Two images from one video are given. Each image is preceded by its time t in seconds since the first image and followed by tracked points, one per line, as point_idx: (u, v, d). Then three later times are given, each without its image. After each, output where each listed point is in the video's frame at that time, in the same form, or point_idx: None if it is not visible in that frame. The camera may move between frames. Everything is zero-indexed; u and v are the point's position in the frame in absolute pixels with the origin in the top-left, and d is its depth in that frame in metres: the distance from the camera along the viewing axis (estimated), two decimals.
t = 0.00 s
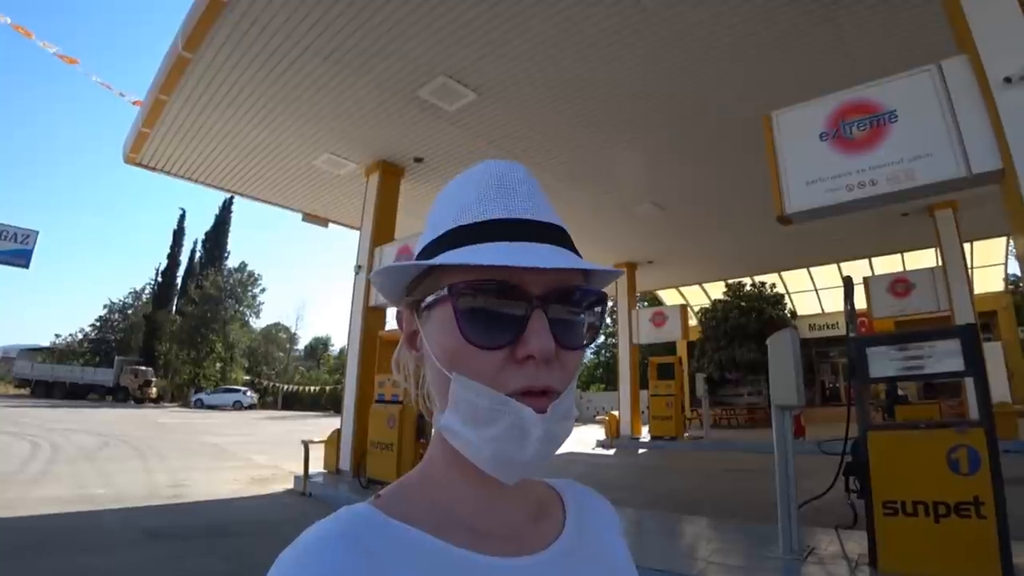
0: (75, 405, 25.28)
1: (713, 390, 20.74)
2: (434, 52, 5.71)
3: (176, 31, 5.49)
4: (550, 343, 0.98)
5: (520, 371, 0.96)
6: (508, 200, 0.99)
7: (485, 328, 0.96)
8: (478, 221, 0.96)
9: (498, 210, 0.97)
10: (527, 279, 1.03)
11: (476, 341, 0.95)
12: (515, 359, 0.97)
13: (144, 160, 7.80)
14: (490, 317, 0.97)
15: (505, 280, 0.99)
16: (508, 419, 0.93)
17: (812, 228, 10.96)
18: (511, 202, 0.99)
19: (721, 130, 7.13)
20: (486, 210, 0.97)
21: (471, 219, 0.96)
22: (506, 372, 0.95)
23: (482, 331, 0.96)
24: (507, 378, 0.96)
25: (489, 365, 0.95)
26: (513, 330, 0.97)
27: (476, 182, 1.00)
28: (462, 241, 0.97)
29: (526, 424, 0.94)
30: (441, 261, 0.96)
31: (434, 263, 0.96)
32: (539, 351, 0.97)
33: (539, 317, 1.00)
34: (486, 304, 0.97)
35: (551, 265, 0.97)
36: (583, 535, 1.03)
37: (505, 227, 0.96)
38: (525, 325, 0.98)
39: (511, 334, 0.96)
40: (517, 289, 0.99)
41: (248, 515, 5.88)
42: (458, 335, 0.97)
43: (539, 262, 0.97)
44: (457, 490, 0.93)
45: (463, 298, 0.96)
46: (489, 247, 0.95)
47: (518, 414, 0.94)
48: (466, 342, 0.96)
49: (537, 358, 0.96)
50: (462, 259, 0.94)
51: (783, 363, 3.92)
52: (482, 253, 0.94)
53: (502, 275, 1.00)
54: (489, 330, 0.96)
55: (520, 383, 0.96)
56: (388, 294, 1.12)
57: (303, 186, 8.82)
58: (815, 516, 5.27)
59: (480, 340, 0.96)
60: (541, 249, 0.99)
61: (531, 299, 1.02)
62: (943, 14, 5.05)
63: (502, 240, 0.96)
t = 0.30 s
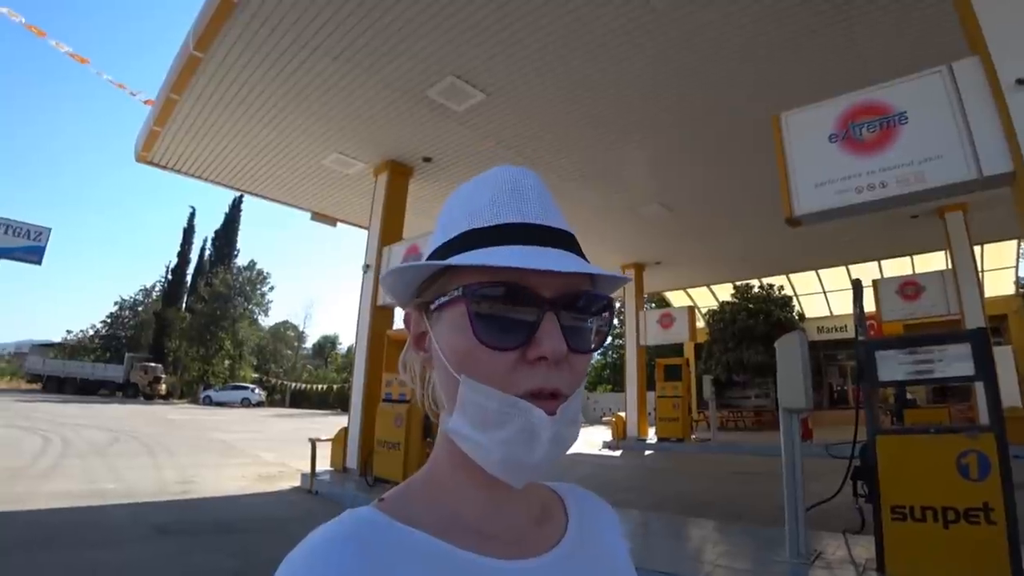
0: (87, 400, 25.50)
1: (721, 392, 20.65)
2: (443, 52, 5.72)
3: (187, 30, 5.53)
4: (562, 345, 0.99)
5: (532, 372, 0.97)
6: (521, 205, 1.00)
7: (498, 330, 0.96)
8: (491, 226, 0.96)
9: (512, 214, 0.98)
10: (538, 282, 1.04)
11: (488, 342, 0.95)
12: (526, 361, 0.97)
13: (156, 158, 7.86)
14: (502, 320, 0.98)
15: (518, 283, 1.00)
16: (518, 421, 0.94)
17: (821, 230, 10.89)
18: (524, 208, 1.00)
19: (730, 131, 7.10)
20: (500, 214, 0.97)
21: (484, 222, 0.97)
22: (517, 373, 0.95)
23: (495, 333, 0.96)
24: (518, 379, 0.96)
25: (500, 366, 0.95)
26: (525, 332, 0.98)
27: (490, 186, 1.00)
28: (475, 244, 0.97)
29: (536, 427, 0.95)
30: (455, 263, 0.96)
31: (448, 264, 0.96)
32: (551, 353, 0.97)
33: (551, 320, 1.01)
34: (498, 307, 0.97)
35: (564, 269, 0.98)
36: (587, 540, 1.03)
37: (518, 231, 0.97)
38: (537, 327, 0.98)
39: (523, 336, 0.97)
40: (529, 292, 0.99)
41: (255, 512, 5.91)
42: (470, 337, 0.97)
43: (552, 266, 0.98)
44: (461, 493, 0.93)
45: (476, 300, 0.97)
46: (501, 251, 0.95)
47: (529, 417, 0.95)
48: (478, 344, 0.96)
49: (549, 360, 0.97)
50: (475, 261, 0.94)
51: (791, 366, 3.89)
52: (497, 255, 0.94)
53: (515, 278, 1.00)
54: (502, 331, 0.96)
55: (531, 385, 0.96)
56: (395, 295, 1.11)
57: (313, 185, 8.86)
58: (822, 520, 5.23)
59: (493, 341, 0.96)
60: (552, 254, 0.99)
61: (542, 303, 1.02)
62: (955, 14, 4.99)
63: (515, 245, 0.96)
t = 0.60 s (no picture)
0: (104, 403, 25.80)
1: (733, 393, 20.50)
2: (452, 55, 5.74)
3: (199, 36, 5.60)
4: (559, 352, 0.99)
5: (529, 378, 0.97)
6: (518, 216, 1.01)
7: (496, 337, 0.97)
8: (489, 235, 0.98)
9: (508, 223, 0.99)
10: (534, 290, 1.05)
11: (486, 349, 0.96)
12: (524, 368, 0.98)
13: (169, 163, 7.95)
14: (501, 327, 0.98)
15: (515, 290, 1.01)
16: (514, 428, 0.95)
17: (833, 229, 10.78)
18: (520, 217, 1.01)
19: (739, 130, 7.05)
20: (497, 223, 0.99)
21: (485, 230, 0.98)
22: (515, 380, 0.96)
23: (493, 340, 0.96)
24: (515, 386, 0.96)
25: (497, 374, 0.96)
26: (522, 338, 0.98)
27: (488, 197, 1.02)
28: (473, 251, 0.98)
29: (533, 433, 0.96)
30: (453, 270, 0.97)
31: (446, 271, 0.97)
32: (549, 359, 0.98)
33: (547, 328, 1.02)
34: (495, 315, 0.98)
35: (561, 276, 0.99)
36: (580, 551, 1.03)
37: (516, 240, 0.98)
38: (534, 334, 0.99)
39: (519, 343, 0.97)
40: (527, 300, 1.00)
41: (269, 513, 5.95)
42: (469, 344, 0.97)
43: (549, 274, 0.99)
44: (455, 502, 0.93)
45: (475, 308, 0.97)
46: (500, 259, 0.96)
47: (525, 424, 0.95)
48: (475, 351, 0.96)
49: (546, 366, 0.98)
50: (474, 268, 0.95)
51: (803, 367, 3.85)
52: (496, 262, 0.95)
53: (512, 285, 1.01)
54: (501, 337, 0.97)
55: (529, 392, 0.97)
56: (390, 305, 1.11)
57: (323, 188, 8.91)
58: (833, 522, 5.19)
59: (492, 348, 0.96)
60: (549, 263, 1.00)
61: (539, 311, 1.03)
62: (966, 9, 4.93)
63: (513, 253, 0.98)
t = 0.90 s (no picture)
0: (123, 402, 26.20)
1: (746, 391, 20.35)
2: (462, 55, 5.74)
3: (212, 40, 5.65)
4: (573, 357, 1.00)
5: (542, 384, 0.98)
6: (529, 221, 1.02)
7: (509, 343, 0.97)
8: (501, 241, 0.98)
9: (520, 228, 0.99)
10: (546, 295, 1.05)
11: (499, 354, 0.96)
12: (537, 373, 0.98)
13: (183, 166, 8.04)
14: (513, 332, 0.99)
15: (527, 296, 1.01)
16: (528, 434, 0.95)
17: (847, 226, 10.65)
18: (531, 223, 1.02)
19: (749, 128, 7.00)
20: (509, 228, 0.99)
21: (497, 236, 0.98)
22: (528, 385, 0.96)
23: (506, 345, 0.97)
24: (529, 391, 0.97)
25: (510, 379, 0.96)
26: (534, 343, 0.99)
27: (499, 203, 1.02)
28: (486, 257, 0.98)
29: (547, 439, 0.96)
30: (466, 275, 0.97)
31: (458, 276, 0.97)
32: (563, 364, 0.98)
33: (560, 333, 1.02)
34: (508, 320, 0.98)
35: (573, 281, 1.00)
36: (589, 557, 1.04)
37: (529, 246, 0.98)
38: (546, 339, 1.00)
39: (532, 348, 0.98)
40: (538, 306, 1.00)
41: (283, 511, 6.01)
42: (481, 349, 0.97)
43: (562, 279, 1.00)
44: (465, 508, 0.94)
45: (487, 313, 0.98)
46: (513, 265, 0.97)
47: (539, 430, 0.96)
48: (488, 356, 0.97)
49: (559, 372, 0.98)
50: (486, 273, 0.96)
51: (816, 365, 3.82)
52: (509, 268, 0.96)
53: (524, 291, 1.02)
54: (513, 343, 0.97)
55: (542, 397, 0.97)
56: (399, 310, 1.12)
57: (335, 189, 8.97)
58: (847, 522, 5.14)
59: (504, 354, 0.97)
60: (561, 268, 1.01)
61: (550, 317, 1.03)
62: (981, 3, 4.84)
63: (526, 259, 0.98)
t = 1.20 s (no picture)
0: (143, 395, 26.68)
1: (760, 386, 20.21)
2: (474, 51, 5.74)
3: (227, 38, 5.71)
4: (581, 351, 1.00)
5: (549, 378, 0.99)
6: (537, 215, 1.03)
7: (516, 336, 0.98)
8: (508, 235, 0.99)
9: (527, 222, 1.00)
10: (554, 288, 1.06)
11: (506, 347, 0.97)
12: (545, 366, 0.99)
13: (201, 163, 8.14)
14: (520, 326, 1.00)
15: (535, 288, 1.02)
16: (535, 428, 0.96)
17: (863, 219, 10.51)
18: (539, 217, 1.03)
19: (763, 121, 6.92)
20: (516, 223, 1.00)
21: (505, 229, 0.99)
22: (536, 379, 0.97)
23: (514, 338, 0.98)
24: (535, 386, 0.98)
25: (519, 372, 0.97)
26: (542, 336, 1.00)
27: (508, 197, 1.04)
28: (493, 250, 0.99)
29: (555, 432, 0.97)
30: (475, 268, 0.98)
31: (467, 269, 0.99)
32: (571, 358, 0.99)
33: (568, 326, 1.03)
34: (516, 313, 0.99)
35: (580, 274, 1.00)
36: (595, 554, 1.05)
37: (536, 240, 1.00)
38: (554, 332, 1.00)
39: (540, 341, 0.99)
40: (547, 299, 1.01)
41: (299, 503, 6.11)
42: (489, 343, 0.99)
43: (570, 272, 1.01)
44: (472, 502, 0.96)
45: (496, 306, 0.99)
46: (520, 257, 0.98)
47: (547, 423, 0.97)
48: (496, 349, 0.98)
49: (568, 365, 0.99)
50: (495, 266, 0.97)
51: (830, 360, 3.79)
52: (517, 262, 0.97)
53: (532, 285, 1.03)
54: (521, 337, 0.98)
55: (550, 391, 0.98)
56: (409, 305, 1.13)
57: (350, 185, 9.03)
58: (860, 517, 5.10)
59: (512, 347, 0.98)
60: (569, 261, 1.02)
61: (559, 310, 1.04)
62: None
63: (534, 252, 0.99)
